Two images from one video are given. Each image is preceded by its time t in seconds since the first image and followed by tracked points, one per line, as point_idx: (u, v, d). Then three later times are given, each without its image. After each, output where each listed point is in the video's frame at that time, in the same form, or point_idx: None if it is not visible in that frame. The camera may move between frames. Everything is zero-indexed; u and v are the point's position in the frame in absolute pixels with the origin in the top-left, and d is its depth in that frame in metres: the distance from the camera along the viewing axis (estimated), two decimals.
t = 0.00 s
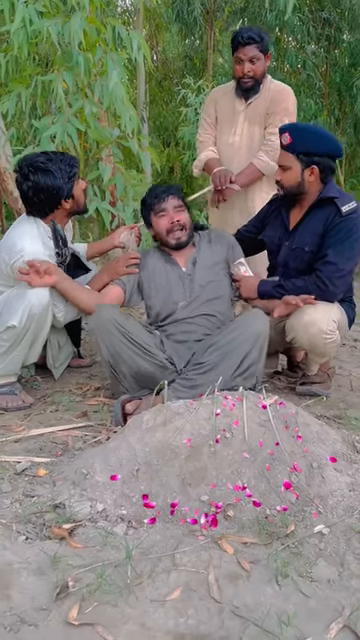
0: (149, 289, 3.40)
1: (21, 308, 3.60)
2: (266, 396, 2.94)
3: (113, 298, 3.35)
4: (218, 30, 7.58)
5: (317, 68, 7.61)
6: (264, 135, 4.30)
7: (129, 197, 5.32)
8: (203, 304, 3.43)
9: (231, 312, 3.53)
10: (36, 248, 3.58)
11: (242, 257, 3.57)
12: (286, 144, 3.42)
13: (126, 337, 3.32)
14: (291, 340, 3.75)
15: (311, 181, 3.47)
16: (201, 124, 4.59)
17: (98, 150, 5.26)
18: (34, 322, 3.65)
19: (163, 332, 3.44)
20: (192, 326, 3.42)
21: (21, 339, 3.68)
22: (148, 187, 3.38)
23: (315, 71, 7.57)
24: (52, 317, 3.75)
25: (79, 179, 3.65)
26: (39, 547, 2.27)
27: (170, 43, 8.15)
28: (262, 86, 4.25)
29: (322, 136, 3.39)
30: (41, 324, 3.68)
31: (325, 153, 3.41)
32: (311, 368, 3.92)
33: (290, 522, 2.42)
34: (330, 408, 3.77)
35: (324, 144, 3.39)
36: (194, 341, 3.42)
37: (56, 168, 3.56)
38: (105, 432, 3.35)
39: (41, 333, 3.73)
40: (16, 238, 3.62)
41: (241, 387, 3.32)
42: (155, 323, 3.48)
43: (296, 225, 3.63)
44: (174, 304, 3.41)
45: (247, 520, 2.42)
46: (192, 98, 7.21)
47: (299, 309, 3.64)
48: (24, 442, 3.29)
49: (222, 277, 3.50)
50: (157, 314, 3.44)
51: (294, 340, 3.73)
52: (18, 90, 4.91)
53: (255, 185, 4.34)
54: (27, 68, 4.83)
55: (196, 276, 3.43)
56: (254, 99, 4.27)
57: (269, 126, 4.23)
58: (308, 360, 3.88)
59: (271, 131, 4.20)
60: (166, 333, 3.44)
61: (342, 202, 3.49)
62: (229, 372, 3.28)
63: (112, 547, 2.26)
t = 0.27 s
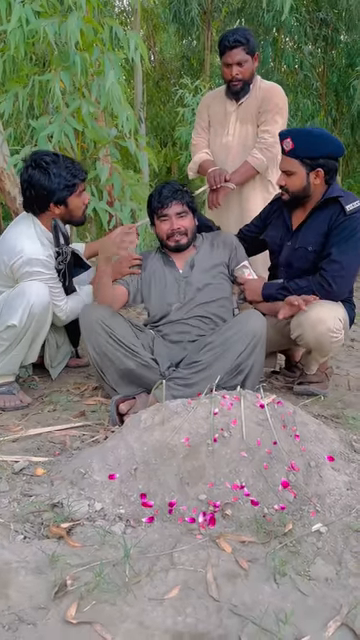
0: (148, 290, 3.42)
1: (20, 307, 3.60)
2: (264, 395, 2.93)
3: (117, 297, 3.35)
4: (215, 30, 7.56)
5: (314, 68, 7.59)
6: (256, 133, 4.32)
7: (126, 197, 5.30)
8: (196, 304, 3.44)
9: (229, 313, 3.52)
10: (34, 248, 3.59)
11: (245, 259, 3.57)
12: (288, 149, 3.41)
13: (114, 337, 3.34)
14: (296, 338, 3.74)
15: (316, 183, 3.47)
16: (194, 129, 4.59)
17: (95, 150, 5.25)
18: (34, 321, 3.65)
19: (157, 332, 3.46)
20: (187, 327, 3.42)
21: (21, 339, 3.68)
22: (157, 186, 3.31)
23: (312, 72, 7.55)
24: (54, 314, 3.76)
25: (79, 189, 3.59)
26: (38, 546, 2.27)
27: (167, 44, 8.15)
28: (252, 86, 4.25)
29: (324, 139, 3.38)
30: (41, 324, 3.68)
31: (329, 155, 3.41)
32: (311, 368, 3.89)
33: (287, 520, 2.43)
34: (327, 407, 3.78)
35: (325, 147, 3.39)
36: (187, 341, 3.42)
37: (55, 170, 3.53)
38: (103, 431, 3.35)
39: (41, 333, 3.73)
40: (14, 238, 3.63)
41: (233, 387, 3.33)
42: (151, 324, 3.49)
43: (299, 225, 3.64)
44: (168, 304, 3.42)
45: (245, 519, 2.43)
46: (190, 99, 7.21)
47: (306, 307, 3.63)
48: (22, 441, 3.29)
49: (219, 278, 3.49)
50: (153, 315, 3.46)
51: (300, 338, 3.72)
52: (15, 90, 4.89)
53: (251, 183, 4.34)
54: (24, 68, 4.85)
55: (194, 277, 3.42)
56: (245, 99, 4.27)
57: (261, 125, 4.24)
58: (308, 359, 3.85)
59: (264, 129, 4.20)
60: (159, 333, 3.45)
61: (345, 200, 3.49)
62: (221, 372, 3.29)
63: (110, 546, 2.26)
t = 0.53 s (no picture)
0: (148, 290, 3.43)
1: (21, 307, 3.60)
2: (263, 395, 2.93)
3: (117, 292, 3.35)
4: (214, 30, 7.56)
5: (313, 68, 7.59)
6: (253, 134, 4.32)
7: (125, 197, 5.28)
8: (196, 304, 3.44)
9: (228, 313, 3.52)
10: (33, 248, 3.58)
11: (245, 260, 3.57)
12: (280, 164, 3.39)
13: (113, 337, 3.33)
14: (296, 334, 3.73)
15: (313, 187, 3.47)
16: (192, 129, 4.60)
17: (94, 149, 5.25)
18: (34, 321, 3.65)
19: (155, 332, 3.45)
20: (186, 327, 3.42)
21: (21, 338, 3.68)
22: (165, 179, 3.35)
23: (311, 72, 7.55)
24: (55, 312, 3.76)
25: (80, 189, 3.57)
26: (37, 544, 2.27)
27: (167, 44, 8.18)
28: (250, 87, 4.26)
29: (314, 144, 3.37)
30: (42, 323, 3.68)
31: (323, 158, 3.41)
32: (308, 367, 3.90)
33: (286, 519, 2.43)
34: (326, 406, 3.79)
35: (320, 154, 3.38)
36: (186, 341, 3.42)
37: (56, 170, 3.52)
38: (102, 431, 3.35)
39: (41, 333, 3.73)
40: (14, 238, 3.63)
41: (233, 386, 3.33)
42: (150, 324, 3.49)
43: (296, 226, 3.63)
44: (167, 304, 3.42)
45: (244, 517, 2.43)
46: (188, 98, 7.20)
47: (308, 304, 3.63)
48: (21, 440, 3.29)
49: (220, 279, 3.50)
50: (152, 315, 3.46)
51: (300, 334, 3.71)
52: (14, 89, 4.88)
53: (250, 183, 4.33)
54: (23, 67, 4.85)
55: (195, 278, 3.43)
56: (243, 99, 4.27)
57: (259, 125, 4.24)
58: (305, 358, 3.87)
59: (262, 130, 4.20)
60: (158, 333, 3.44)
61: (342, 200, 3.50)
62: (220, 372, 3.30)
63: (109, 544, 2.26)
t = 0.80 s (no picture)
0: (147, 289, 3.42)
1: (19, 305, 3.60)
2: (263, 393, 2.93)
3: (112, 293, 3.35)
4: (215, 29, 7.55)
5: (313, 68, 7.58)
6: (255, 134, 4.31)
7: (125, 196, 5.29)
8: (196, 304, 3.43)
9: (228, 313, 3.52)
10: (33, 247, 3.58)
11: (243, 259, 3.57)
12: (273, 168, 3.39)
13: (114, 337, 3.33)
14: (295, 329, 3.73)
15: (306, 189, 3.47)
16: (194, 125, 4.59)
17: (94, 148, 5.25)
18: (33, 319, 3.65)
19: (156, 331, 3.45)
20: (186, 326, 3.42)
21: (19, 337, 3.68)
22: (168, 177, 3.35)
23: (311, 71, 7.54)
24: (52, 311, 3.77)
25: (83, 185, 3.64)
26: (36, 543, 2.27)
27: (167, 43, 8.18)
28: (252, 85, 4.26)
29: (307, 148, 3.37)
30: (40, 322, 3.68)
31: (314, 162, 3.41)
32: (307, 364, 3.91)
33: (286, 517, 2.43)
34: (326, 405, 3.78)
35: (313, 157, 3.39)
36: (186, 341, 3.41)
37: (60, 171, 3.54)
38: (101, 430, 3.34)
39: (40, 331, 3.73)
40: (14, 238, 3.63)
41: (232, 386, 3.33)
42: (150, 323, 3.48)
43: (291, 227, 3.64)
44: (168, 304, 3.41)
45: (243, 516, 2.43)
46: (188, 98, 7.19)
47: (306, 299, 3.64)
48: (20, 439, 3.29)
49: (220, 278, 3.49)
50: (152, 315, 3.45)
51: (299, 329, 3.71)
52: (14, 88, 4.87)
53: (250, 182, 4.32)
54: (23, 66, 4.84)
55: (195, 278, 3.43)
56: (245, 98, 4.27)
57: (261, 125, 4.24)
58: (304, 355, 3.88)
59: (264, 130, 4.20)
60: (158, 333, 3.44)
61: (336, 198, 3.51)
62: (220, 371, 3.30)
63: (108, 542, 2.26)
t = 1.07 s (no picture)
0: (148, 289, 3.40)
1: (20, 303, 3.59)
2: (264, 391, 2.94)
3: (111, 293, 3.33)
4: (216, 28, 7.54)
5: (315, 66, 7.57)
6: (255, 133, 4.31)
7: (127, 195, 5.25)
8: (196, 303, 3.43)
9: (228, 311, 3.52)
10: (33, 245, 3.58)
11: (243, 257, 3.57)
12: (270, 162, 3.42)
13: (115, 341, 3.34)
14: (297, 323, 3.71)
15: (301, 189, 3.48)
16: (192, 127, 4.59)
17: (95, 147, 5.26)
18: (33, 317, 3.65)
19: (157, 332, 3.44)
20: (187, 326, 3.41)
21: (20, 335, 3.68)
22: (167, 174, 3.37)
23: (313, 70, 7.53)
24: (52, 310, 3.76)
25: (84, 182, 3.64)
26: (38, 540, 2.28)
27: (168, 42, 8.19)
28: (250, 85, 4.26)
29: (305, 148, 3.40)
30: (40, 320, 3.68)
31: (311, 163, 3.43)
32: (309, 363, 3.88)
33: (287, 516, 2.43)
34: (328, 404, 3.77)
35: (310, 157, 3.41)
36: (188, 340, 3.41)
37: (60, 169, 3.54)
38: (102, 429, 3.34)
39: (40, 329, 3.73)
40: (15, 236, 3.63)
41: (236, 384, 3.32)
42: (151, 324, 3.48)
43: (289, 226, 3.64)
44: (168, 302, 3.41)
45: (245, 514, 2.43)
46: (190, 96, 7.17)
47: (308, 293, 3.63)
48: (22, 437, 3.29)
49: (220, 276, 3.49)
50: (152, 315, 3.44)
51: (301, 323, 3.70)
52: (16, 86, 4.86)
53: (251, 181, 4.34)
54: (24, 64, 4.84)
55: (196, 277, 3.42)
56: (244, 98, 4.27)
57: (261, 124, 4.23)
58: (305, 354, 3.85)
59: (263, 128, 4.20)
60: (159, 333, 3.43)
61: (331, 195, 3.51)
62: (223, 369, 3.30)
63: (110, 540, 2.26)
